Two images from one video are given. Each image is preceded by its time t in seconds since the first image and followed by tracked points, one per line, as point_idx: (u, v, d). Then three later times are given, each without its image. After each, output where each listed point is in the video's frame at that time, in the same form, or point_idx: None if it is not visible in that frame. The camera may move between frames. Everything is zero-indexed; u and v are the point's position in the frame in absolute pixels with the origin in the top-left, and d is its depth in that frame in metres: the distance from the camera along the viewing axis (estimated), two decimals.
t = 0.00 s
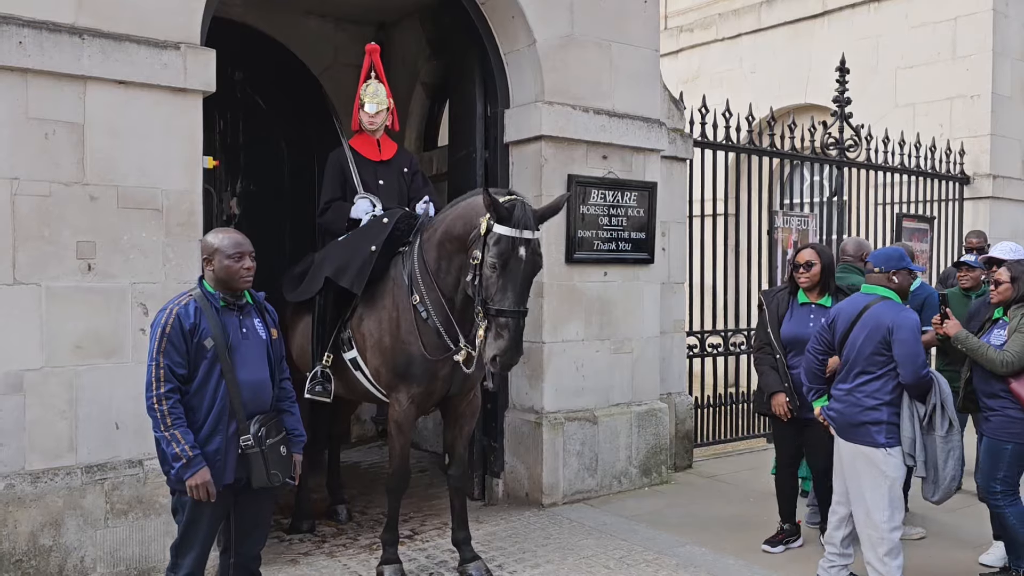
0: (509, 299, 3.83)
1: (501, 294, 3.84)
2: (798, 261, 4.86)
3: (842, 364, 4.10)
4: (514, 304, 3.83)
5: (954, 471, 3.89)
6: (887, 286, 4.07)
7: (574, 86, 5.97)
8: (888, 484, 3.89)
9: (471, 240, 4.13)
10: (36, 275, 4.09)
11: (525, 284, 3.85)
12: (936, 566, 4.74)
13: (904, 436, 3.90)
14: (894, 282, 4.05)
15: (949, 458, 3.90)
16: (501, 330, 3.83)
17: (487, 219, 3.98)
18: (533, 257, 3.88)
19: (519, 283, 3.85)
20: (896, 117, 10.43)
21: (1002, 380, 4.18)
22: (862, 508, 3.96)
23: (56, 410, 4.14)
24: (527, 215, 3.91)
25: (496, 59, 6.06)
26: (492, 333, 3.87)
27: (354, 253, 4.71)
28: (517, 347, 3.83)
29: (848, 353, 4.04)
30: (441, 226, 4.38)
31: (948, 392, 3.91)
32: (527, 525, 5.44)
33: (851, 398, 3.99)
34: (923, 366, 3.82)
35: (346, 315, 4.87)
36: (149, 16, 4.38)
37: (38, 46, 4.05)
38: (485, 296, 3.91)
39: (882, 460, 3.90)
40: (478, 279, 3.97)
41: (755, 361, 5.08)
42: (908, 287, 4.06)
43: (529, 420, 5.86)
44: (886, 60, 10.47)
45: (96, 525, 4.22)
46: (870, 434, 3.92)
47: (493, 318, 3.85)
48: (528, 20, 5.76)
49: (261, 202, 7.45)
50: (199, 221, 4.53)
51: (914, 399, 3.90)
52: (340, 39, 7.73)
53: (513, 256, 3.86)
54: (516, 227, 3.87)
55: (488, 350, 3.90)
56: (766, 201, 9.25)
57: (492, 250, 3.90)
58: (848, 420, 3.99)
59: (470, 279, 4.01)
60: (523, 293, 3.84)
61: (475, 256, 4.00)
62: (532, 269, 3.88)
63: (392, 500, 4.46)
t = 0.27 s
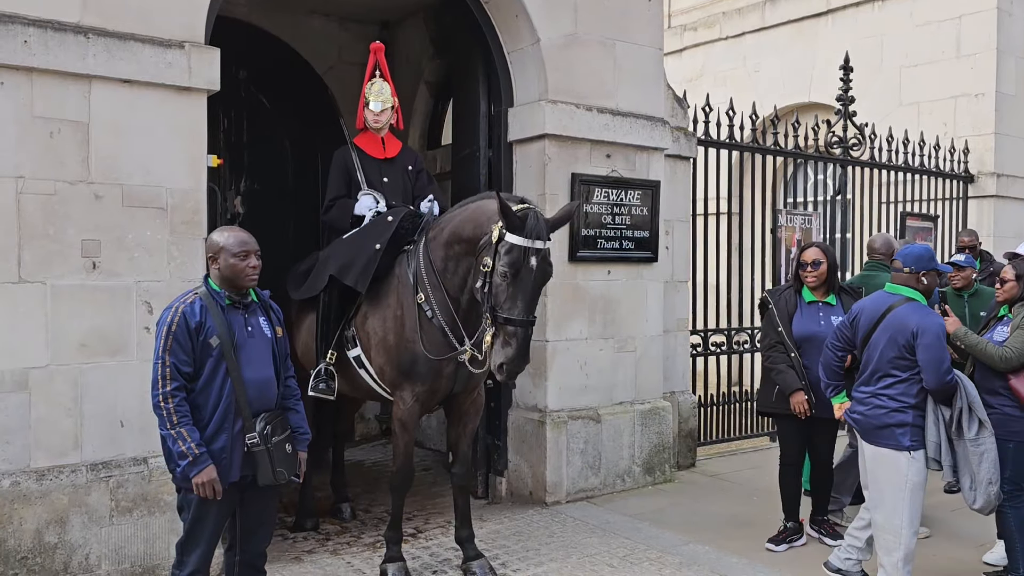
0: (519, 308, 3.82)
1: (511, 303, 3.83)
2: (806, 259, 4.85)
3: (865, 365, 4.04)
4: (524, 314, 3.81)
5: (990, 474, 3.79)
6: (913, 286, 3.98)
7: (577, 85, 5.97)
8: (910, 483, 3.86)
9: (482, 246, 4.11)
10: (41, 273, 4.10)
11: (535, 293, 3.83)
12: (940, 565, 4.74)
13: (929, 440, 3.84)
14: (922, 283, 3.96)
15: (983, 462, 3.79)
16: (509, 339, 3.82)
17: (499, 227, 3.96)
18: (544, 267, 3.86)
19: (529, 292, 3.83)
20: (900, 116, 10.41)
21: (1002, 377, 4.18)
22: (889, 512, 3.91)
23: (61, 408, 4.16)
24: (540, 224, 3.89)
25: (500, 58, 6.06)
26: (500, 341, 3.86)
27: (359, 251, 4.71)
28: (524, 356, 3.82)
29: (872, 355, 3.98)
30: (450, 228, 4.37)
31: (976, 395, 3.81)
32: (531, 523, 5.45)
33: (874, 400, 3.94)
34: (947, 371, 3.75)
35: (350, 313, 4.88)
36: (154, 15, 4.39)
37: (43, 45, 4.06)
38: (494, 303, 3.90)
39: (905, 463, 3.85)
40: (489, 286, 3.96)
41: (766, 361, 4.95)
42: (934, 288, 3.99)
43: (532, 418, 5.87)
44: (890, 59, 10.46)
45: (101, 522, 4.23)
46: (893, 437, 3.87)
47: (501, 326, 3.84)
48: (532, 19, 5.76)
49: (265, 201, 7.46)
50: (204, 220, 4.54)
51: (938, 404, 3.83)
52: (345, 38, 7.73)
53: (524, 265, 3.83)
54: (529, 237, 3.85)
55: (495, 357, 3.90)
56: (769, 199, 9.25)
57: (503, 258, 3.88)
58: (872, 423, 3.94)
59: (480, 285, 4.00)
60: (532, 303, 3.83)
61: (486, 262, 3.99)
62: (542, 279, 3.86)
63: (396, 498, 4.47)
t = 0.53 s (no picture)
0: (530, 313, 3.82)
1: (522, 307, 3.84)
2: (820, 257, 4.88)
3: (889, 366, 4.01)
4: (534, 319, 3.82)
5: (1014, 476, 3.81)
6: (939, 287, 3.96)
7: (583, 84, 5.96)
8: (930, 486, 3.86)
9: (493, 249, 4.11)
10: (49, 272, 4.11)
11: (547, 298, 3.84)
12: (947, 565, 4.73)
13: (954, 442, 3.83)
14: (949, 284, 3.94)
15: (1005, 463, 3.81)
16: (519, 343, 3.83)
17: (511, 231, 3.95)
18: (555, 272, 3.87)
19: (540, 297, 3.84)
20: (906, 115, 10.39)
21: (1006, 376, 4.17)
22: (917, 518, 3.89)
23: (68, 406, 4.17)
24: (552, 229, 3.88)
25: (505, 57, 6.06)
26: (509, 345, 3.87)
27: (367, 249, 4.70)
28: (533, 360, 3.84)
29: (896, 355, 3.95)
30: (460, 229, 4.36)
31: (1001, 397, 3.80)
32: (536, 522, 5.45)
33: (899, 401, 3.92)
34: (973, 373, 3.73)
35: (356, 312, 4.89)
36: (160, 15, 4.40)
37: (51, 45, 4.07)
38: (505, 307, 3.90)
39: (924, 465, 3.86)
40: (500, 289, 3.95)
41: (786, 362, 4.88)
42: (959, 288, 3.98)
43: (537, 418, 5.87)
44: (896, 57, 10.44)
45: (108, 521, 4.24)
46: (917, 438, 3.86)
47: (511, 330, 3.85)
48: (538, 18, 5.76)
49: (270, 200, 7.47)
50: (210, 219, 4.55)
51: (963, 406, 3.82)
52: (350, 38, 7.73)
53: (535, 270, 3.84)
54: (542, 242, 3.84)
55: (504, 361, 3.90)
56: (774, 198, 9.25)
57: (516, 262, 3.87)
58: (895, 425, 3.92)
59: (490, 288, 4.00)
60: (544, 308, 3.84)
61: (497, 266, 3.99)
62: (554, 284, 3.86)
63: (402, 497, 4.47)
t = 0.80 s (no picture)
0: (536, 313, 3.82)
1: (528, 307, 3.83)
2: (829, 256, 4.88)
3: (917, 370, 3.96)
4: (540, 320, 3.81)
5: None
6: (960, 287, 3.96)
7: (588, 83, 5.96)
8: (970, 489, 3.79)
9: (500, 249, 4.10)
10: (56, 272, 4.12)
11: (553, 298, 3.84)
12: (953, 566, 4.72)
13: (991, 441, 3.77)
14: (970, 284, 3.95)
15: None
16: (524, 344, 3.81)
17: (519, 230, 3.95)
18: (562, 273, 3.87)
19: (546, 297, 3.84)
20: (913, 114, 10.37)
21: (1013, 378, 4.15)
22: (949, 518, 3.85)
23: (76, 405, 4.18)
24: (559, 230, 3.88)
25: (511, 57, 6.06)
26: (515, 345, 3.85)
27: (374, 248, 4.71)
28: (538, 361, 3.83)
29: (923, 358, 3.92)
30: (467, 228, 4.35)
31: None
32: (542, 521, 5.45)
33: (931, 405, 3.87)
34: (1003, 369, 3.70)
35: (363, 311, 4.89)
36: (168, 15, 4.41)
37: (59, 45, 4.08)
38: (510, 307, 3.89)
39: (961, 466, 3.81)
40: (506, 289, 3.94)
41: (792, 360, 4.87)
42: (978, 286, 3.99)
43: (543, 417, 5.88)
44: (903, 56, 10.42)
45: (115, 519, 4.25)
46: (955, 443, 3.81)
47: (517, 330, 3.84)
48: (544, 18, 5.76)
49: (276, 200, 7.48)
50: (217, 218, 4.56)
51: (994, 403, 3.76)
52: (356, 37, 7.75)
53: (542, 270, 3.83)
54: (548, 242, 3.85)
55: (508, 362, 3.88)
56: (780, 198, 9.24)
57: (522, 262, 3.87)
58: (930, 430, 3.87)
59: (496, 288, 3.98)
60: (549, 308, 3.83)
61: (503, 265, 3.98)
62: (560, 285, 3.86)
63: (408, 496, 4.48)
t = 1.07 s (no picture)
0: (531, 306, 3.83)
1: (523, 300, 3.84)
2: (832, 257, 4.91)
3: (943, 371, 3.92)
4: (535, 313, 3.82)
5: None
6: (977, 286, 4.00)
7: (593, 83, 5.96)
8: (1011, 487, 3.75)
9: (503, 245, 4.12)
10: (63, 272, 4.14)
11: (549, 293, 3.84)
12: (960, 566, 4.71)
13: (1021, 439, 3.76)
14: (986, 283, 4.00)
15: None
16: (517, 335, 3.82)
17: (522, 224, 3.96)
18: (560, 270, 3.86)
19: (543, 291, 3.84)
20: (919, 113, 10.34)
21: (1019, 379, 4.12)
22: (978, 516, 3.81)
23: (82, 405, 4.20)
24: (563, 226, 3.88)
25: (516, 56, 6.06)
26: (508, 337, 3.87)
27: (380, 248, 4.72)
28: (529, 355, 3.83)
29: (949, 357, 3.89)
30: (471, 224, 4.38)
31: None
32: (547, 521, 5.45)
33: (961, 406, 3.82)
34: None
35: (368, 311, 4.90)
36: (173, 15, 4.42)
37: (65, 45, 4.10)
38: (508, 299, 3.91)
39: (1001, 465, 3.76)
40: (504, 281, 3.96)
41: (789, 360, 4.84)
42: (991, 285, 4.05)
43: (547, 417, 5.88)
44: (909, 56, 10.39)
45: (121, 518, 4.26)
46: (988, 443, 3.76)
47: (512, 322, 3.85)
48: (549, 18, 5.76)
49: (282, 200, 7.49)
50: (223, 218, 4.58)
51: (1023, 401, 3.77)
52: (361, 37, 7.76)
53: (540, 264, 3.85)
54: (550, 237, 3.85)
55: (500, 353, 3.89)
56: (785, 198, 9.23)
57: (522, 254, 3.89)
58: (960, 431, 3.81)
59: (495, 280, 3.99)
60: (545, 302, 3.83)
61: (504, 258, 3.99)
62: (558, 282, 3.85)
63: (413, 496, 4.49)
